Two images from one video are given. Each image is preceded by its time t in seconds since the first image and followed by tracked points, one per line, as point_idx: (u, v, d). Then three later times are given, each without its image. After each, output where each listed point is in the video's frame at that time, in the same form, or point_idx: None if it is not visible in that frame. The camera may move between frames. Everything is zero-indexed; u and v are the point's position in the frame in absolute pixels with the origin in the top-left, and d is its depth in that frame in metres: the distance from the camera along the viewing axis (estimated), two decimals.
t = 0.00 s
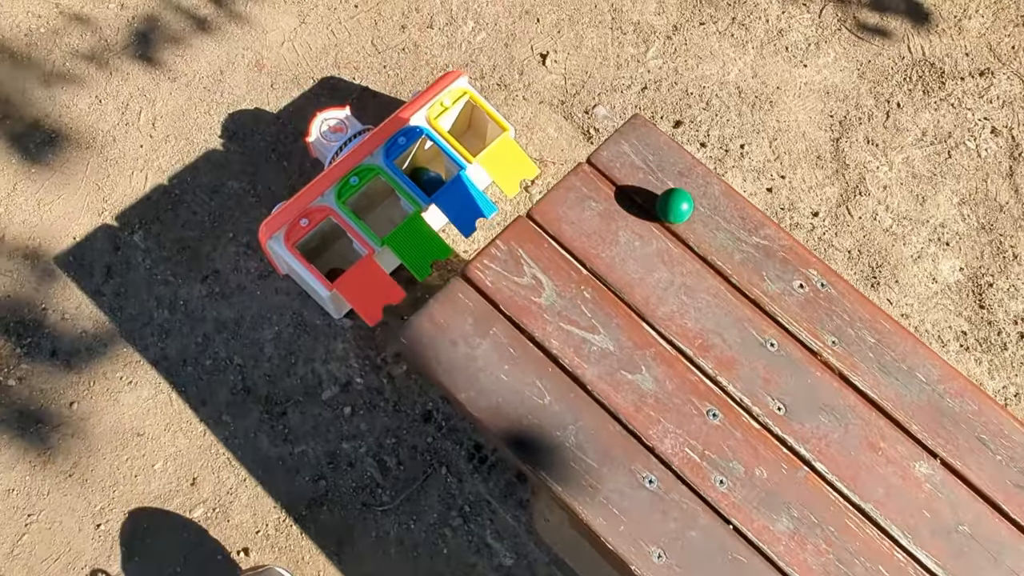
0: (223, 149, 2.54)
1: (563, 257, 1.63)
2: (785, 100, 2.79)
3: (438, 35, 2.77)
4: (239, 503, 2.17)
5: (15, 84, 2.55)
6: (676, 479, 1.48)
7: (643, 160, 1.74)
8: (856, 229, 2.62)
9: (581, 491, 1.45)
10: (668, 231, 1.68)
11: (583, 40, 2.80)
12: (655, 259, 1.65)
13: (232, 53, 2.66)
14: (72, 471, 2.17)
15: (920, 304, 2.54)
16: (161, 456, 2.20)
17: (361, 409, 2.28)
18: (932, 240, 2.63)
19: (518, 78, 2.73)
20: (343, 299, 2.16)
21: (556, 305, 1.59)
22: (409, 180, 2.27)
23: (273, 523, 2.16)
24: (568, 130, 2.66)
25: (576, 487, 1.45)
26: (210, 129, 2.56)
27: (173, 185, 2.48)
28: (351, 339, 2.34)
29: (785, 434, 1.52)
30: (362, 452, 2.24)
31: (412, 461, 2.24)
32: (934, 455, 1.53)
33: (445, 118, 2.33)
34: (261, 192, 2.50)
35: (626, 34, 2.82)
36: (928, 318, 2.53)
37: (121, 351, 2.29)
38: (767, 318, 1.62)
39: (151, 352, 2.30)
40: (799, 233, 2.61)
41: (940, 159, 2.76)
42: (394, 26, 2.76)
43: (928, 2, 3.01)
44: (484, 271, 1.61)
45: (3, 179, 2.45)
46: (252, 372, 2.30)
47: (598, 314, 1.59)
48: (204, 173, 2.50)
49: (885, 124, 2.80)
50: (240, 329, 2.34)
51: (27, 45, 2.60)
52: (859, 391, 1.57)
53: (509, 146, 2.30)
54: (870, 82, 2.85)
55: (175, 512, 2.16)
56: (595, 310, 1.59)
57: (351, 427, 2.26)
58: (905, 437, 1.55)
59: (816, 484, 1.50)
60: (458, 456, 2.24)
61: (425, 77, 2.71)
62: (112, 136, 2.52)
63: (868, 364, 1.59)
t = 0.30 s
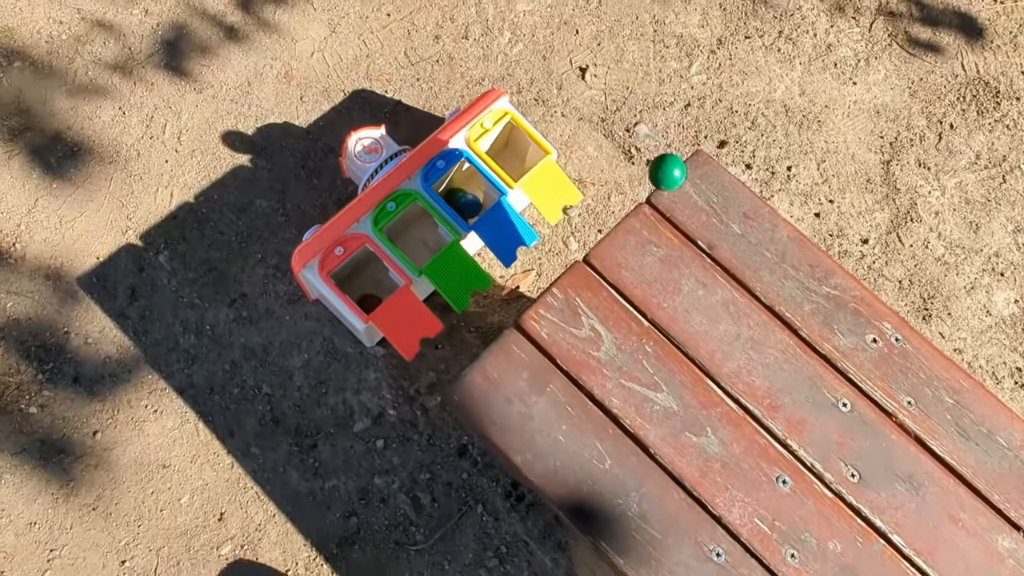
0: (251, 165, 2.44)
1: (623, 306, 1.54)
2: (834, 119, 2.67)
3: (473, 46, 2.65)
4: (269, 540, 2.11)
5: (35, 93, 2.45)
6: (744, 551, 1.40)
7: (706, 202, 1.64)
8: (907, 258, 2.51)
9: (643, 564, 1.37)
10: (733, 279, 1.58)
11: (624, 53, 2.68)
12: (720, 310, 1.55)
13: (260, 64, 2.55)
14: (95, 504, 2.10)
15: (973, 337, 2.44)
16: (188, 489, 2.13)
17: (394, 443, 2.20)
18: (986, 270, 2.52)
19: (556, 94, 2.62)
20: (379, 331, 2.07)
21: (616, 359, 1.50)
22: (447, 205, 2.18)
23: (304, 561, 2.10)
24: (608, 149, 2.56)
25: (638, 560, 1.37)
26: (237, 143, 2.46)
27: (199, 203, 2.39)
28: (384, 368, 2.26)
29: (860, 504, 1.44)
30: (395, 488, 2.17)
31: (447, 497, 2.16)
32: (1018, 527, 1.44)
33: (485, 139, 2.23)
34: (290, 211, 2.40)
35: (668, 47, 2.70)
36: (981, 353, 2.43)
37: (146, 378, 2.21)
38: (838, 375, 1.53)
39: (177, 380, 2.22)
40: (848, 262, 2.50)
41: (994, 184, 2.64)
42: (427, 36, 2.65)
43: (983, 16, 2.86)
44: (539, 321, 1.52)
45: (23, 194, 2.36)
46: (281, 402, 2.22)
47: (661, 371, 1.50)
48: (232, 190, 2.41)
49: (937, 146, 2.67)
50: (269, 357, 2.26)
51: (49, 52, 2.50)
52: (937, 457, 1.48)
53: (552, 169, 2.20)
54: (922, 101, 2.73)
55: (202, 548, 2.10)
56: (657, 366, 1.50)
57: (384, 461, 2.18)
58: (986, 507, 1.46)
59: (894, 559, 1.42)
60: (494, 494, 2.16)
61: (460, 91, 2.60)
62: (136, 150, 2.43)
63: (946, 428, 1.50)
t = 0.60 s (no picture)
0: (261, 173, 2.38)
1: (655, 336, 1.48)
2: (858, 127, 2.60)
3: (489, 50, 2.58)
4: (281, 561, 2.07)
5: (39, 98, 2.38)
6: None
7: (740, 224, 1.57)
8: (933, 271, 2.45)
9: None
10: (769, 306, 1.52)
11: (644, 58, 2.61)
12: (755, 340, 1.50)
13: (270, 68, 2.48)
14: (104, 524, 2.06)
15: (1000, 354, 2.39)
16: (199, 510, 2.09)
17: (409, 461, 2.15)
18: (1014, 284, 2.46)
19: (574, 100, 2.55)
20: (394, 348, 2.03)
21: (649, 391, 1.45)
22: (465, 218, 2.11)
23: None
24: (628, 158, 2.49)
25: None
26: (247, 151, 2.39)
27: (208, 213, 2.33)
28: (399, 385, 2.20)
29: (902, 545, 1.40)
30: (410, 508, 2.12)
31: (463, 518, 2.11)
32: None
33: (503, 150, 2.16)
34: (301, 221, 2.34)
35: (689, 52, 2.62)
36: (1009, 369, 2.38)
37: (155, 394, 2.16)
38: (878, 408, 1.48)
39: (186, 396, 2.16)
40: (873, 275, 2.44)
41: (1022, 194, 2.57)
42: (442, 40, 2.57)
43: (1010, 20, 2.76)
44: (568, 351, 1.47)
45: (27, 203, 2.30)
46: (293, 419, 2.16)
47: (695, 404, 1.45)
48: (242, 199, 2.34)
49: (964, 155, 2.60)
50: (281, 373, 2.20)
51: (52, 55, 2.43)
52: (981, 494, 1.44)
53: (572, 181, 2.12)
54: (949, 109, 2.65)
55: (214, 570, 2.06)
56: (691, 399, 1.45)
57: (399, 481, 2.13)
58: None
59: None
60: (512, 515, 2.12)
61: (476, 97, 2.53)
62: (143, 158, 2.36)
63: (990, 464, 1.45)
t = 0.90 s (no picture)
0: (268, 182, 2.31)
1: (686, 366, 1.43)
2: (879, 133, 2.53)
3: (501, 53, 2.50)
4: None
5: (38, 104, 2.31)
6: None
7: (772, 248, 1.52)
8: (955, 282, 2.39)
9: None
10: (803, 334, 1.47)
11: (660, 61, 2.53)
12: (789, 370, 1.45)
13: (276, 72, 2.41)
14: (112, 547, 2.01)
15: None
16: (208, 531, 2.04)
17: (423, 480, 2.10)
18: None
19: (589, 105, 2.48)
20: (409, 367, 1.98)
21: (680, 425, 1.40)
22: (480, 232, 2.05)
23: None
24: (644, 165, 2.43)
25: None
26: (253, 158, 2.32)
27: (215, 223, 2.26)
28: (412, 401, 2.15)
29: None
30: (425, 528, 2.07)
31: (479, 538, 2.07)
32: None
33: (519, 161, 2.10)
34: (310, 232, 2.27)
35: (706, 55, 2.55)
36: None
37: (162, 412, 2.10)
38: (917, 441, 1.43)
39: (194, 414, 2.11)
40: (895, 286, 2.38)
41: None
42: (453, 43, 2.50)
43: None
44: (597, 383, 1.41)
45: (28, 213, 2.23)
46: (304, 437, 2.11)
47: (728, 438, 1.40)
48: (249, 210, 2.28)
49: (987, 162, 2.53)
50: (291, 389, 2.15)
51: (51, 59, 2.35)
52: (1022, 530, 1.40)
53: (591, 194, 2.06)
54: (972, 114, 2.57)
55: None
56: (724, 433, 1.40)
57: (413, 500, 2.09)
58: None
59: None
60: (529, 535, 2.07)
61: (488, 101, 2.46)
62: (146, 166, 2.29)
63: None
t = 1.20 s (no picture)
0: (272, 186, 2.26)
1: (706, 385, 1.40)
2: (892, 135, 2.49)
3: (508, 54, 2.45)
4: None
5: (36, 107, 2.26)
6: None
7: (793, 262, 1.48)
8: (968, 287, 2.36)
9: None
10: (825, 352, 1.44)
11: (670, 61, 2.49)
12: (811, 388, 1.42)
13: (279, 74, 2.36)
14: (117, 560, 1.99)
15: None
16: (214, 544, 2.02)
17: (432, 491, 2.07)
18: None
19: (598, 107, 2.43)
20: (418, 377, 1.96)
21: (700, 445, 1.37)
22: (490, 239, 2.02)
23: None
24: (654, 169, 2.39)
25: None
26: (256, 162, 2.28)
27: (218, 229, 2.22)
28: (420, 411, 2.12)
29: None
30: (434, 540, 2.05)
31: (489, 549, 2.05)
32: None
33: (529, 167, 2.06)
34: (315, 237, 2.23)
35: (716, 55, 2.50)
36: None
37: (166, 422, 2.07)
38: (940, 460, 1.40)
39: (199, 424, 2.08)
40: (907, 291, 2.36)
41: None
42: (459, 43, 2.45)
43: None
44: (615, 403, 1.39)
45: (27, 219, 2.19)
46: (311, 448, 2.08)
47: (749, 459, 1.37)
48: (252, 215, 2.24)
49: (1001, 164, 2.49)
50: (297, 398, 2.11)
51: (49, 61, 2.30)
52: None
53: (602, 201, 2.04)
54: (985, 115, 2.53)
55: None
56: (745, 453, 1.38)
57: (422, 511, 2.06)
58: None
59: None
60: (539, 546, 2.05)
61: (495, 103, 2.41)
62: (148, 171, 2.25)
63: None
